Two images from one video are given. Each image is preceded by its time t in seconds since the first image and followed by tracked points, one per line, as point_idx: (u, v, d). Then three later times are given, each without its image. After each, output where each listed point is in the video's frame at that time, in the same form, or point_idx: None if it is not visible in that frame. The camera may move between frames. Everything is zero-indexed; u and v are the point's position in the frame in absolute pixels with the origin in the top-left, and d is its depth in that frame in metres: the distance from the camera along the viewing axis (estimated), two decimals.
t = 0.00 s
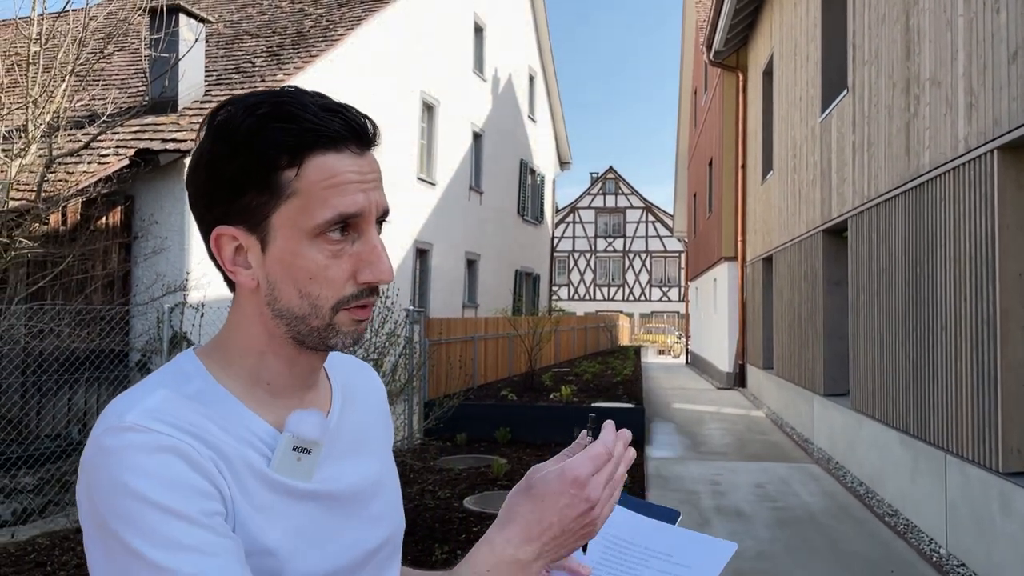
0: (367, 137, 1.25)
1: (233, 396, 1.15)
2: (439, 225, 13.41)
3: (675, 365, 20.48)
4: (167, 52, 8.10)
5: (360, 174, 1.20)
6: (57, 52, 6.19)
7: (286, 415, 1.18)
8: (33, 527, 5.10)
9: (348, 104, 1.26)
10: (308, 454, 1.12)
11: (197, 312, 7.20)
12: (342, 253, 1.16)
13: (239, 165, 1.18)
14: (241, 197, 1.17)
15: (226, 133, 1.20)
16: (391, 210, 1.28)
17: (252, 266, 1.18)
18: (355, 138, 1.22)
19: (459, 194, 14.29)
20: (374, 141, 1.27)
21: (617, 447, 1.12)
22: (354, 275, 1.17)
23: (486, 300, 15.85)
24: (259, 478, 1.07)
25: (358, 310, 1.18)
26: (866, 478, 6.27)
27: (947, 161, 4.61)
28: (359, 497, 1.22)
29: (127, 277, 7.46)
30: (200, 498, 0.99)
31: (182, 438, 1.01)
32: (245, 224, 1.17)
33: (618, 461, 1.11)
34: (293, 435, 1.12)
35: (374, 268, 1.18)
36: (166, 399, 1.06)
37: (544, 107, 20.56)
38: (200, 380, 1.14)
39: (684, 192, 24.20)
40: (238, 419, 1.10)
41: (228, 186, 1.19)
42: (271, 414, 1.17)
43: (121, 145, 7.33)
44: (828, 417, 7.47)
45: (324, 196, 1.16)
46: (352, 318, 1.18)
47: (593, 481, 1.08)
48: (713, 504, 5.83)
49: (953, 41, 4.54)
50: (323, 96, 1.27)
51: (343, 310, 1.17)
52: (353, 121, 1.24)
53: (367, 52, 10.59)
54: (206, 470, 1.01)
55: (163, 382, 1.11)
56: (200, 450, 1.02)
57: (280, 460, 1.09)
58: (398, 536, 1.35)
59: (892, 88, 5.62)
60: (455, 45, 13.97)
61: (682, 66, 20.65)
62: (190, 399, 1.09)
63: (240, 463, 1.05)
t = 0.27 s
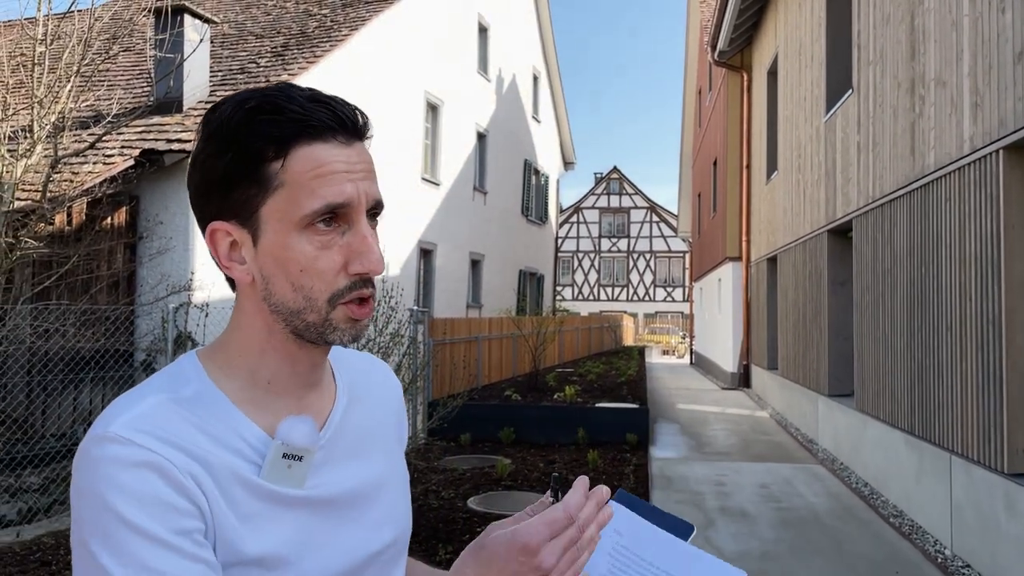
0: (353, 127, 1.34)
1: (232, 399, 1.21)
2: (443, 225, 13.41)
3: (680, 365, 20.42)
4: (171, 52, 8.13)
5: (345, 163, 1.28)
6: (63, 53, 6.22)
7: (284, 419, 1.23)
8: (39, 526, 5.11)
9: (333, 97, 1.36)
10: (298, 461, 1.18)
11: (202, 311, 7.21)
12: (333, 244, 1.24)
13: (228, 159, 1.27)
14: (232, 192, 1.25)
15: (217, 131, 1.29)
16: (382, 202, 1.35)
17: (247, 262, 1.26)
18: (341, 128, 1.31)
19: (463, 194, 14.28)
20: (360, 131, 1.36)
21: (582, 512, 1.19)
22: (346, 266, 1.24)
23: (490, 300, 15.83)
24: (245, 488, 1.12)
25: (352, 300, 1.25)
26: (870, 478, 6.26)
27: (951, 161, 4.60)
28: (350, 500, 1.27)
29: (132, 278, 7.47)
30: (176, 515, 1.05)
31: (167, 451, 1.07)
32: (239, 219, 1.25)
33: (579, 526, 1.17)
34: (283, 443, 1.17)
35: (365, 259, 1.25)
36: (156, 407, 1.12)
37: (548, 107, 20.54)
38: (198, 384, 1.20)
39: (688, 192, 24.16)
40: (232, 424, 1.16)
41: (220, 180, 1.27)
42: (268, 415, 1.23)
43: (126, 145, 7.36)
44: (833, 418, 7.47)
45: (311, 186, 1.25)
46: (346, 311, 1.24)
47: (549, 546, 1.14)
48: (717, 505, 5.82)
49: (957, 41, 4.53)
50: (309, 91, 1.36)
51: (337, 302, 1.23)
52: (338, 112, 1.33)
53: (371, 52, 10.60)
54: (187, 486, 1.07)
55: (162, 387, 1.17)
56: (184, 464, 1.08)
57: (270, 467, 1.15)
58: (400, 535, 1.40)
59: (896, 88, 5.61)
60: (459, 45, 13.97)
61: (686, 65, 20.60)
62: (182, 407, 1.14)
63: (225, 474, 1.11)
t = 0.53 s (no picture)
0: (355, 125, 1.35)
1: (241, 400, 1.25)
2: (447, 227, 13.42)
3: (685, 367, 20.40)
4: (176, 55, 8.16)
5: (347, 162, 1.29)
6: (68, 56, 6.24)
7: (291, 422, 1.27)
8: (44, 528, 5.12)
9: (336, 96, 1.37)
10: (303, 465, 1.21)
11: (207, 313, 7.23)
12: (333, 243, 1.25)
13: (235, 161, 1.30)
14: (238, 193, 1.29)
15: (226, 132, 1.33)
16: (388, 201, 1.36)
17: (254, 262, 1.28)
18: (342, 127, 1.32)
19: (466, 196, 14.29)
20: (364, 129, 1.37)
21: None
22: (348, 265, 1.25)
23: (494, 302, 15.84)
24: (238, 499, 1.15)
25: (353, 299, 1.26)
26: (875, 481, 6.25)
27: (957, 163, 4.59)
28: (351, 507, 1.30)
29: (137, 280, 7.48)
30: (158, 532, 1.07)
31: (163, 459, 1.10)
32: (245, 220, 1.28)
33: None
34: (287, 447, 1.20)
35: (365, 257, 1.25)
36: (161, 412, 1.14)
37: (552, 109, 20.55)
38: (208, 383, 1.23)
39: (692, 193, 24.16)
40: (239, 424, 1.20)
41: (228, 181, 1.30)
42: (275, 415, 1.27)
43: (131, 147, 7.38)
44: (837, 420, 7.45)
45: (312, 186, 1.26)
46: (346, 308, 1.26)
47: None
48: (722, 507, 5.81)
49: (962, 42, 4.52)
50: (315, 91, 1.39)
51: (337, 299, 1.25)
52: (340, 110, 1.34)
53: (375, 54, 10.61)
54: (178, 497, 1.09)
55: (170, 387, 1.21)
56: (177, 474, 1.10)
57: (274, 471, 1.18)
58: (403, 542, 1.42)
59: (901, 90, 5.59)
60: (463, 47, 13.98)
61: (690, 67, 20.59)
62: (187, 411, 1.17)
63: (221, 483, 1.13)
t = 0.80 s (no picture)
0: (352, 125, 1.34)
1: (252, 403, 1.25)
2: (451, 229, 13.43)
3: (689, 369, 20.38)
4: (181, 58, 8.17)
5: (343, 163, 1.28)
6: (73, 60, 6.25)
7: (301, 426, 1.26)
8: (49, 531, 5.12)
9: (333, 94, 1.37)
10: (314, 468, 1.20)
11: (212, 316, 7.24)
12: (332, 247, 1.25)
13: (234, 166, 1.31)
14: (239, 197, 1.29)
15: (227, 137, 1.35)
16: (389, 201, 1.34)
17: (257, 266, 1.29)
18: (339, 127, 1.31)
19: (470, 198, 14.30)
20: (362, 128, 1.36)
21: None
22: (348, 268, 1.24)
23: (498, 304, 15.84)
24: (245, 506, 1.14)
25: (353, 303, 1.25)
26: (881, 483, 6.23)
27: (963, 164, 4.58)
28: (362, 513, 1.30)
29: (141, 283, 7.50)
30: (162, 539, 1.07)
31: (170, 465, 1.09)
32: (248, 224, 1.29)
33: None
34: (298, 450, 1.19)
35: (363, 260, 1.24)
36: (172, 415, 1.15)
37: (555, 111, 20.55)
38: (219, 386, 1.23)
39: (696, 196, 24.14)
40: (249, 428, 1.19)
41: (230, 186, 1.31)
42: (286, 419, 1.27)
43: (136, 151, 7.39)
44: (843, 422, 7.43)
45: (309, 189, 1.26)
46: (347, 313, 1.25)
47: None
48: (727, 509, 5.80)
49: (968, 43, 4.51)
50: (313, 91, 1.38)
51: (337, 304, 1.24)
52: (336, 109, 1.33)
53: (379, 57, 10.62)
54: (184, 504, 1.09)
55: (183, 389, 1.21)
56: (185, 481, 1.10)
57: (285, 474, 1.17)
58: (417, 547, 1.41)
59: (906, 91, 5.58)
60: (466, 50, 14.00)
61: (694, 69, 20.58)
62: (198, 414, 1.17)
63: (229, 489, 1.13)
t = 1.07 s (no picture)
0: (344, 127, 1.33)
1: (248, 412, 1.25)
2: (449, 232, 13.43)
3: (687, 372, 20.39)
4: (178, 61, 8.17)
5: (336, 166, 1.27)
6: (70, 63, 6.24)
7: (298, 435, 1.26)
8: (45, 535, 5.10)
9: (326, 97, 1.37)
10: (311, 479, 1.21)
11: (209, 319, 7.23)
12: (326, 250, 1.24)
13: (227, 171, 1.31)
14: (233, 201, 1.29)
15: (219, 142, 1.34)
16: (384, 204, 1.33)
17: (253, 271, 1.28)
18: (331, 130, 1.31)
19: (468, 201, 14.31)
20: (354, 131, 1.35)
21: None
22: (342, 272, 1.24)
23: (495, 307, 15.83)
24: (239, 519, 1.13)
25: (349, 308, 1.24)
26: (879, 486, 6.23)
27: (960, 167, 4.58)
28: (358, 522, 1.29)
29: (139, 286, 7.50)
30: (154, 554, 1.06)
31: (161, 480, 1.08)
32: (242, 230, 1.28)
33: None
34: (294, 460, 1.20)
35: (358, 263, 1.23)
36: (165, 428, 1.14)
37: (552, 114, 20.57)
38: (215, 395, 1.23)
39: (693, 198, 24.16)
40: (245, 438, 1.19)
41: (224, 191, 1.31)
42: (283, 427, 1.27)
43: (133, 154, 7.39)
44: (841, 425, 7.43)
45: (302, 193, 1.25)
46: (343, 318, 1.24)
47: None
48: (725, 513, 5.79)
49: (965, 46, 4.52)
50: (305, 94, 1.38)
51: (333, 309, 1.23)
52: (327, 111, 1.33)
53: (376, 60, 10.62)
54: (175, 518, 1.08)
55: (177, 399, 1.20)
56: (176, 496, 1.09)
57: (280, 485, 1.17)
58: (416, 554, 1.41)
59: (903, 93, 5.59)
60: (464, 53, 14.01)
61: (691, 72, 20.62)
62: (192, 425, 1.16)
63: (221, 502, 1.12)
